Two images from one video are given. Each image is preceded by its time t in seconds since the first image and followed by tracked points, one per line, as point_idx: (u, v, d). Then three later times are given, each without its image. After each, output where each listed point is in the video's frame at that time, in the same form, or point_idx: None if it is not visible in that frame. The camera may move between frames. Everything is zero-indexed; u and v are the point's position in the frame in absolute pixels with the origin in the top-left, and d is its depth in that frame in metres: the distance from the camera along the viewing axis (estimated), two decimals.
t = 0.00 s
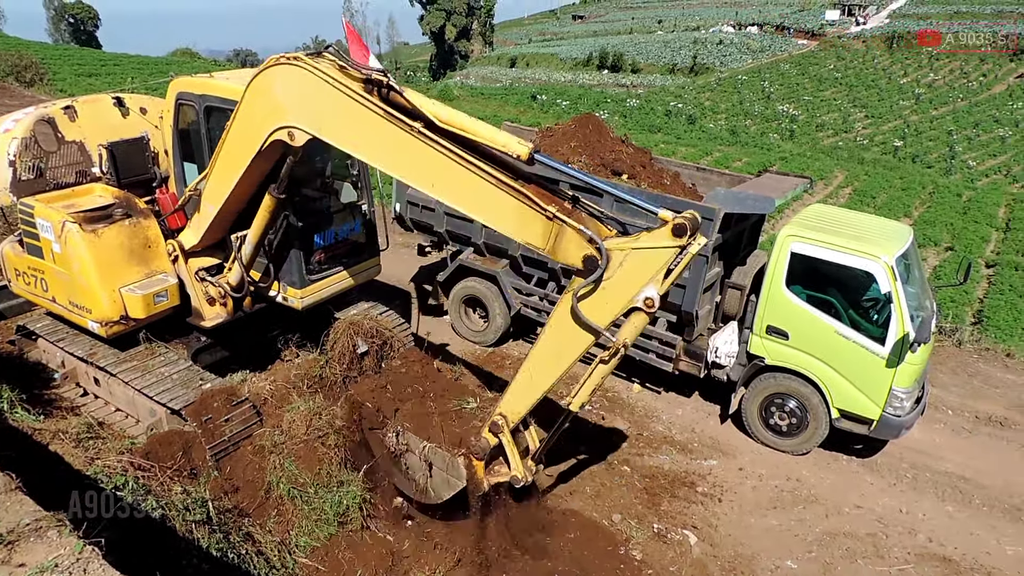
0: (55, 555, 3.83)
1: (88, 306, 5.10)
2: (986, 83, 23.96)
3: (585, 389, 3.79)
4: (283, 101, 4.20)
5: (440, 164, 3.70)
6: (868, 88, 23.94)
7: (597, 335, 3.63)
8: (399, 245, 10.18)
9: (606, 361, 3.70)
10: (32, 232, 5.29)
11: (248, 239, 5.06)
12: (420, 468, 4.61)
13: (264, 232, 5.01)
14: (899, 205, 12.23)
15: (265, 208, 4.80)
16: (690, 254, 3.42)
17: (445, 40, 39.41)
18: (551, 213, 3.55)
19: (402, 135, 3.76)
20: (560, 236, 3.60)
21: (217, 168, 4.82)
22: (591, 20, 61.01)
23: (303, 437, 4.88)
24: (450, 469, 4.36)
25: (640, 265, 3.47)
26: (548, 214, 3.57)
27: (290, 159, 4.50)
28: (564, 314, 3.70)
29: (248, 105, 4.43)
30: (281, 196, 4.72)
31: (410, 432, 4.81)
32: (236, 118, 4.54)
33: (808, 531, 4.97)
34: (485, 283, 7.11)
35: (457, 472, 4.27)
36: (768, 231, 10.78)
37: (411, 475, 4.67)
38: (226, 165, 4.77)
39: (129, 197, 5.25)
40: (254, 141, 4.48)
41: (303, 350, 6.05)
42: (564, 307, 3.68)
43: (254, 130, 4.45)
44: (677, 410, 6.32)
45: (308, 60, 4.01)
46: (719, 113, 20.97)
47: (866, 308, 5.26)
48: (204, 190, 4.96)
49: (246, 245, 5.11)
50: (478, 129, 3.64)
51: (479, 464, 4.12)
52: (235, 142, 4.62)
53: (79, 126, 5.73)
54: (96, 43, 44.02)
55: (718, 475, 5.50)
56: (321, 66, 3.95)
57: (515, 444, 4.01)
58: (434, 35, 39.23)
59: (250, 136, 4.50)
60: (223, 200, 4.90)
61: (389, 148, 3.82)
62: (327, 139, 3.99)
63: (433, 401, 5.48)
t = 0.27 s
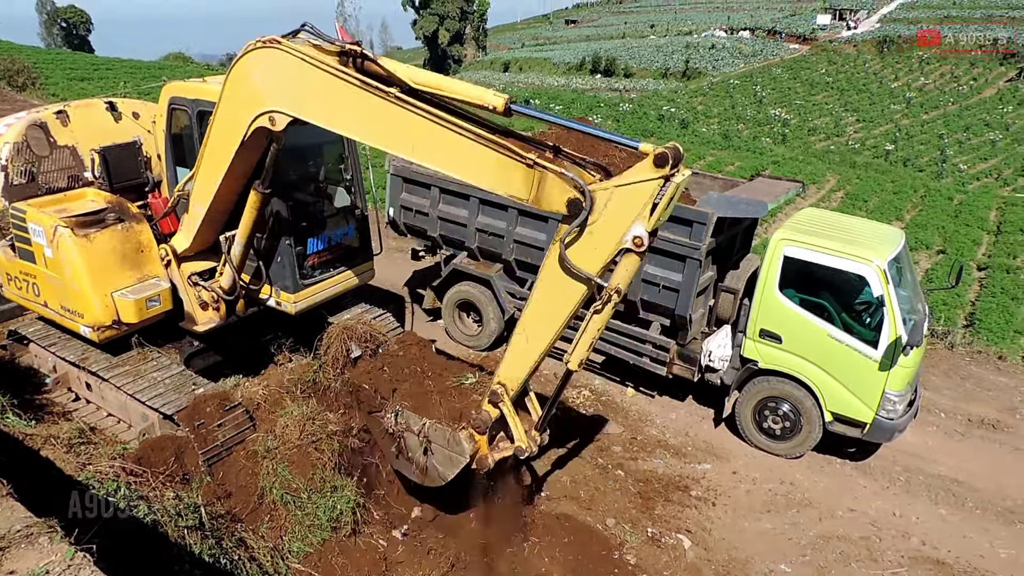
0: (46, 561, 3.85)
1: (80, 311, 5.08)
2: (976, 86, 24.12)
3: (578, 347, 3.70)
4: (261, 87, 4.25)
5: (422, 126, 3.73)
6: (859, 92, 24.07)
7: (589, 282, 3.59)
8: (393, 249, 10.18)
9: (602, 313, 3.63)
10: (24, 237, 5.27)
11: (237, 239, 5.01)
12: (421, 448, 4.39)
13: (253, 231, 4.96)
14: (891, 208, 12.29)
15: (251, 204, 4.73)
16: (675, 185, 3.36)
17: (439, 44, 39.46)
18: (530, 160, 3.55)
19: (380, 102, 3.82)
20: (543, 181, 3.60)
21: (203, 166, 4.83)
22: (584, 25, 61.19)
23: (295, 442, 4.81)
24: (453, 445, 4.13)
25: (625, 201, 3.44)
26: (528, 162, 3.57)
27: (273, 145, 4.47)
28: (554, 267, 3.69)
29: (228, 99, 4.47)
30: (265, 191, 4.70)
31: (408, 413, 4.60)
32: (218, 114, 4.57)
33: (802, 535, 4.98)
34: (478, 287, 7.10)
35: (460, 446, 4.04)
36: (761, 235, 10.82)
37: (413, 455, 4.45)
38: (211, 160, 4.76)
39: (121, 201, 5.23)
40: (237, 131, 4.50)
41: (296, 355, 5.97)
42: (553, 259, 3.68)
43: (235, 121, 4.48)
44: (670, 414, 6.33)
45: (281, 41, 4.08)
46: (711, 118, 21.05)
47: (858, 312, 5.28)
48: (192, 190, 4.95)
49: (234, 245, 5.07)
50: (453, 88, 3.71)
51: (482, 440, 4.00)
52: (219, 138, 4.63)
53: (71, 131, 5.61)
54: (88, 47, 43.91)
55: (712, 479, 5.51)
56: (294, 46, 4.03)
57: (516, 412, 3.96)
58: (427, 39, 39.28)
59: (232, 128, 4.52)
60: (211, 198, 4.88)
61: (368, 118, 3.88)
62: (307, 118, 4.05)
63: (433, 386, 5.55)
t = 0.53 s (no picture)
0: (40, 570, 3.93)
1: (74, 318, 5.07)
2: (970, 93, 24.25)
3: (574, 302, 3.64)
4: (242, 79, 4.37)
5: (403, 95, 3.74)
6: (853, 99, 24.19)
7: (578, 231, 3.56)
8: (389, 256, 10.17)
9: (596, 261, 3.58)
10: (18, 243, 5.26)
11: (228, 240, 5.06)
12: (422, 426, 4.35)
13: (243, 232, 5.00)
14: (886, 215, 12.33)
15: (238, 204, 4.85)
16: (655, 119, 3.28)
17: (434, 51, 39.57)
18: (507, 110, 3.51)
19: (356, 72, 3.87)
20: (522, 130, 3.54)
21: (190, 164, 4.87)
22: (579, 32, 61.44)
23: (290, 451, 4.78)
24: (453, 423, 4.10)
25: (605, 141, 3.38)
26: (505, 113, 3.53)
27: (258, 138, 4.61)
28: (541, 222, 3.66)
29: (211, 94, 4.57)
30: (253, 189, 4.81)
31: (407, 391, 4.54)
32: (202, 111, 4.66)
33: (799, 543, 4.97)
34: (474, 294, 7.09)
35: (461, 422, 4.03)
36: (757, 242, 10.84)
37: (414, 435, 4.41)
38: (198, 158, 4.80)
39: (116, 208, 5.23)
40: (221, 125, 4.59)
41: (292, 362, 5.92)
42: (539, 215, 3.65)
43: (219, 115, 4.57)
44: (667, 422, 6.32)
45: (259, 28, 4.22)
46: (706, 125, 21.13)
47: (854, 319, 5.28)
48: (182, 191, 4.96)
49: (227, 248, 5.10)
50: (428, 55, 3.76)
51: (484, 416, 4.02)
52: (205, 135, 4.71)
53: (66, 139, 5.61)
54: (84, 55, 43.92)
55: (709, 487, 5.50)
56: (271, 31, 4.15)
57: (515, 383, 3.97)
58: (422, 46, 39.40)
59: (217, 122, 4.61)
60: (201, 196, 4.88)
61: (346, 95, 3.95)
62: (289, 103, 4.18)
63: (431, 360, 5.20)
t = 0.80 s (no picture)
0: None
1: (76, 330, 5.09)
2: (970, 106, 24.31)
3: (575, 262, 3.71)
4: (235, 80, 4.51)
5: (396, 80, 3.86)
6: (854, 111, 24.26)
7: (570, 195, 3.65)
8: (391, 268, 10.18)
9: (591, 224, 3.63)
10: (21, 256, 5.28)
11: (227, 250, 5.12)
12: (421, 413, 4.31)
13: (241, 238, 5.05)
14: (887, 227, 12.34)
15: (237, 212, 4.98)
16: (639, 74, 3.38)
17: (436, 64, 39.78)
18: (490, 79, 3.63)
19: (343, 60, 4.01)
20: (509, 98, 3.66)
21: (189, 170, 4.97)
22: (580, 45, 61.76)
23: (291, 463, 4.75)
24: (456, 408, 4.07)
25: (591, 101, 3.49)
26: (489, 83, 3.65)
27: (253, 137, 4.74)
28: (534, 191, 3.73)
29: (205, 98, 4.71)
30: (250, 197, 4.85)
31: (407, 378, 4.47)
32: (198, 117, 4.78)
33: (801, 557, 4.95)
34: (476, 306, 7.09)
35: (464, 407, 4.01)
36: (758, 254, 10.85)
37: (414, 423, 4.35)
38: (196, 162, 4.91)
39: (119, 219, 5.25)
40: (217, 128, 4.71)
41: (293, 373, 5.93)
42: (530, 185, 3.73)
43: (214, 117, 4.70)
44: (669, 434, 6.30)
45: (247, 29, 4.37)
46: (707, 137, 21.19)
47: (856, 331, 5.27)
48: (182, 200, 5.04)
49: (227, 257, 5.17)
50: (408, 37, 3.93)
51: (487, 400, 4.02)
52: (202, 140, 4.82)
53: (70, 151, 5.61)
54: (88, 68, 44.20)
55: (710, 500, 5.48)
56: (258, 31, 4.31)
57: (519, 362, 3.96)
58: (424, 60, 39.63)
59: (214, 126, 4.73)
60: (201, 204, 4.96)
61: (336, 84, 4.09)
62: (280, 99, 4.31)
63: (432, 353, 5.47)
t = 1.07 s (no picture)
0: None
1: (83, 336, 5.11)
2: (976, 115, 24.28)
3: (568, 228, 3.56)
4: (229, 76, 4.54)
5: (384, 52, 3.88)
6: (859, 121, 24.26)
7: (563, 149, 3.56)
8: (396, 276, 10.21)
9: (585, 178, 3.51)
10: (28, 262, 5.30)
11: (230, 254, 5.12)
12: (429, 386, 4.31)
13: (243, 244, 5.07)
14: (892, 236, 12.32)
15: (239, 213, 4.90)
16: (621, 15, 3.30)
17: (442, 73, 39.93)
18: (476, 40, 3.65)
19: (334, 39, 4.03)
20: (495, 57, 3.64)
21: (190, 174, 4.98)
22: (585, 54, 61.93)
23: (296, 470, 4.76)
24: (462, 379, 4.06)
25: (575, 47, 3.41)
26: (475, 43, 3.66)
27: (252, 132, 4.70)
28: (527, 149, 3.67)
29: (201, 98, 4.73)
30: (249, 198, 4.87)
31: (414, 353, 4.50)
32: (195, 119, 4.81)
33: (807, 567, 4.92)
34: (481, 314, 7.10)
35: (471, 378, 3.98)
36: (764, 263, 10.83)
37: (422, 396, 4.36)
38: (196, 166, 4.90)
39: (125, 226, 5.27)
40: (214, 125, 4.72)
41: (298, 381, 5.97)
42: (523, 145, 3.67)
43: (211, 116, 4.72)
44: (674, 443, 6.29)
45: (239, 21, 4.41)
46: (712, 146, 21.20)
47: (863, 340, 5.24)
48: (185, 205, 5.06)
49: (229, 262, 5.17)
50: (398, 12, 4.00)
51: (494, 372, 3.99)
52: (200, 142, 4.83)
53: (78, 158, 5.67)
54: (97, 76, 44.49)
55: (716, 509, 5.46)
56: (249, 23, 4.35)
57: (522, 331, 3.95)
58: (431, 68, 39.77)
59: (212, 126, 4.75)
60: (204, 207, 4.99)
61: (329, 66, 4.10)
62: (275, 87, 4.31)
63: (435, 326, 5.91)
